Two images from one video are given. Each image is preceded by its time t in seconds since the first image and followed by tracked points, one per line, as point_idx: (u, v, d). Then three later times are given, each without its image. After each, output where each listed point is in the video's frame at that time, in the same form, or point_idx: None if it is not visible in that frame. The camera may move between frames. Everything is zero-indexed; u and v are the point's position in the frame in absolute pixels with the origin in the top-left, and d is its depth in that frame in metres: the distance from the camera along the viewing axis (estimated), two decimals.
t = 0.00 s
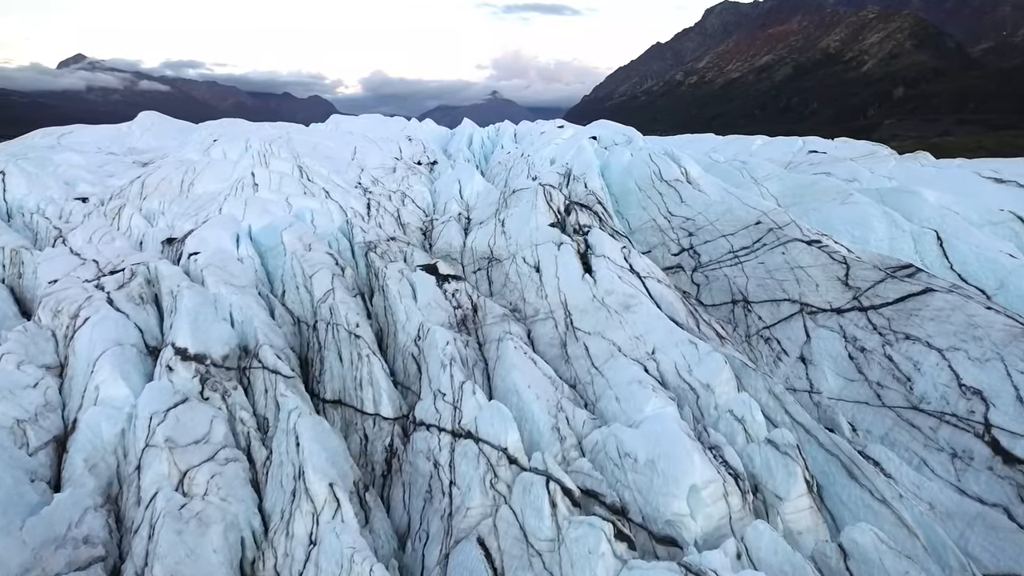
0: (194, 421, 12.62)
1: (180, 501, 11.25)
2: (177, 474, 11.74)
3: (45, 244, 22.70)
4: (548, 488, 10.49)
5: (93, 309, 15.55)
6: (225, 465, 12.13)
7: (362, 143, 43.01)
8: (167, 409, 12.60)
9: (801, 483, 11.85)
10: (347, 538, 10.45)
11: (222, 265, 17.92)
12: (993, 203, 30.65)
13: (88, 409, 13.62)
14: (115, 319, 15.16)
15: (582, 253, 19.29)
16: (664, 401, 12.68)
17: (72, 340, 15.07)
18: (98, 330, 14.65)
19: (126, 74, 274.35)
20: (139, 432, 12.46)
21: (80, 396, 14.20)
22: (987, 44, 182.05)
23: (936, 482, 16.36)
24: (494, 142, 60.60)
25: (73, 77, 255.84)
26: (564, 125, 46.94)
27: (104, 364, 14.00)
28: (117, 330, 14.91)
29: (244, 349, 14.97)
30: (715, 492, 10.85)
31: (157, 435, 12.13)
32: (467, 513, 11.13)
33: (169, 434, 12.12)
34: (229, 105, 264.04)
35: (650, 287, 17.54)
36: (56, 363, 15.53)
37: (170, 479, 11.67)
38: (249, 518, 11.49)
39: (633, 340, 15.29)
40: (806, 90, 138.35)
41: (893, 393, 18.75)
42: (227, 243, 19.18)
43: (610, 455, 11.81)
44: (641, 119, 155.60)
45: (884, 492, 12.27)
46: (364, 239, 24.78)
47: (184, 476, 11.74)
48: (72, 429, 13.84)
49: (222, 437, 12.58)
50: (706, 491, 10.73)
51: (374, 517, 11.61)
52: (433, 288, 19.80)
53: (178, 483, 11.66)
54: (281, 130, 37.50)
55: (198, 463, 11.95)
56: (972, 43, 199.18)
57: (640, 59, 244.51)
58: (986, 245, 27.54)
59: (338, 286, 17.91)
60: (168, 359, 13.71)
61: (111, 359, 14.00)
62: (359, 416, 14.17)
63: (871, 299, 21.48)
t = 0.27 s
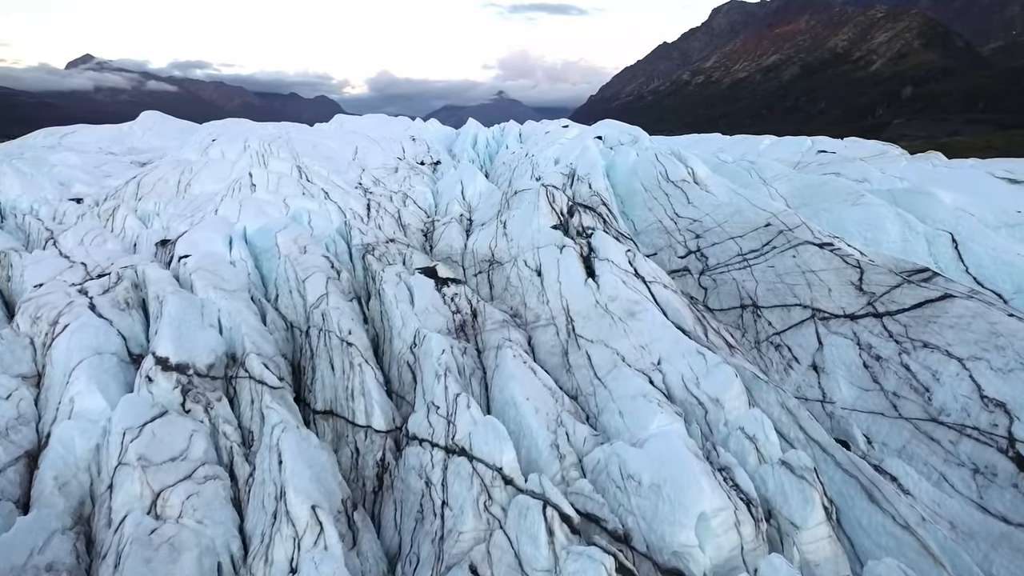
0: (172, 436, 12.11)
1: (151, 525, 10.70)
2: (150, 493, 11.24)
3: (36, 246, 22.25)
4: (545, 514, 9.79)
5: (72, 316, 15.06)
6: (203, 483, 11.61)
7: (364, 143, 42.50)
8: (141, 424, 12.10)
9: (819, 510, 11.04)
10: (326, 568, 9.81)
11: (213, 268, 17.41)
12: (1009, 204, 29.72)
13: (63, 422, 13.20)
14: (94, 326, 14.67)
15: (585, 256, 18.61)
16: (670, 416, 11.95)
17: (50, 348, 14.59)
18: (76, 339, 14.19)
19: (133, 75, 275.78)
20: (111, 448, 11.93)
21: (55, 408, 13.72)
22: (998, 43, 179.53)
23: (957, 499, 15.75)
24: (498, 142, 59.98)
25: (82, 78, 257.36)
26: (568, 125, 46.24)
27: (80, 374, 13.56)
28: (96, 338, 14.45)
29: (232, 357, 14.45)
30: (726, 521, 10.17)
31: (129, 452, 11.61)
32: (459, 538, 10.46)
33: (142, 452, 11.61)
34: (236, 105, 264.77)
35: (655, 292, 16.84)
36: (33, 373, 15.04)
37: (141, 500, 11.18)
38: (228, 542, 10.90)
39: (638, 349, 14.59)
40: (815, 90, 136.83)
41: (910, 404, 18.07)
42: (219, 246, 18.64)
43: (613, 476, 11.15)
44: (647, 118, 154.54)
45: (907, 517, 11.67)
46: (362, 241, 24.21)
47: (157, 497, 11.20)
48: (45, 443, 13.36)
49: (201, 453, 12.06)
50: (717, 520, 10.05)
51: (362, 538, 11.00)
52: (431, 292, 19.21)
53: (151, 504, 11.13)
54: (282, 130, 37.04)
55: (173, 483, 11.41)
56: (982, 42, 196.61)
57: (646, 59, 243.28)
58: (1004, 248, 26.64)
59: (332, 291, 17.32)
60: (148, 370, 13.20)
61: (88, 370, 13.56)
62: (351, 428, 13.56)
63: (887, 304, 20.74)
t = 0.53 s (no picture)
0: (146, 453, 11.55)
1: (118, 552, 10.08)
2: (118, 516, 10.59)
3: (28, 247, 21.83)
4: (540, 544, 9.19)
5: (51, 323, 14.56)
6: (178, 504, 10.99)
7: (366, 143, 41.99)
8: (113, 441, 11.54)
9: (840, 542, 10.29)
10: None
11: (203, 272, 16.87)
12: None
13: (34, 437, 12.65)
14: (72, 335, 14.14)
15: (589, 260, 17.94)
16: (677, 436, 11.26)
17: (26, 357, 14.08)
18: (53, 348, 13.69)
19: (142, 75, 277.40)
20: (81, 467, 11.34)
21: (27, 422, 13.18)
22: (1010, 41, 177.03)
23: (981, 518, 15.07)
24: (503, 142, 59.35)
25: (93, 79, 260.13)
26: (574, 124, 45.52)
27: (53, 387, 12.99)
28: (74, 348, 13.93)
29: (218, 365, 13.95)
30: (738, 555, 9.47)
31: (99, 472, 10.99)
32: (450, 565, 9.78)
33: (112, 472, 11.00)
34: (243, 105, 265.61)
35: (662, 298, 16.13)
36: (9, 383, 14.52)
37: (109, 525, 10.52)
38: (204, 567, 10.33)
39: (642, 359, 13.89)
40: (823, 89, 135.26)
41: (930, 416, 17.39)
42: (211, 249, 18.12)
43: (614, 501, 10.46)
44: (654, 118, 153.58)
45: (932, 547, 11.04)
46: (360, 243, 23.67)
47: (127, 521, 10.57)
48: (15, 459, 12.77)
49: (178, 472, 11.50)
50: (728, 553, 9.36)
51: (349, 562, 10.39)
52: (429, 297, 18.60)
53: (120, 528, 10.50)
54: (282, 130, 36.60)
55: (145, 505, 10.79)
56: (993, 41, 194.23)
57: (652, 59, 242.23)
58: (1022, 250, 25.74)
59: (325, 296, 16.74)
60: (125, 381, 12.67)
61: (62, 382, 13.01)
62: (341, 440, 12.97)
63: (904, 311, 19.97)
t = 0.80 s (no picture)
0: (115, 474, 10.87)
1: None
2: (78, 546, 9.72)
3: (18, 249, 21.34)
4: None
5: (25, 332, 13.96)
6: (146, 531, 10.25)
7: (368, 143, 41.43)
8: (80, 460, 10.82)
9: None
10: None
11: (191, 276, 16.28)
12: None
13: None
14: (44, 344, 13.52)
15: (592, 265, 17.20)
16: (685, 460, 10.49)
17: None
18: (24, 358, 13.05)
19: (150, 76, 278.94)
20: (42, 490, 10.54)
21: None
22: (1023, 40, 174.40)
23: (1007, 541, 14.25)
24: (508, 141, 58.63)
25: (102, 80, 261.89)
26: (579, 124, 44.75)
27: (21, 401, 12.25)
28: (47, 357, 13.31)
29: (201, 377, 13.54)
30: None
31: (59, 496, 10.19)
32: None
33: (74, 496, 10.19)
34: (250, 105, 266.43)
35: (669, 305, 15.39)
36: None
37: (69, 555, 9.64)
38: None
39: (648, 372, 13.15)
40: (833, 88, 133.53)
41: (952, 431, 16.62)
42: (200, 252, 17.53)
43: (616, 532, 9.67)
44: (661, 118, 152.27)
45: None
46: (357, 246, 23.04)
47: (88, 550, 9.70)
48: None
49: (148, 494, 10.82)
50: None
51: None
52: (427, 303, 17.96)
53: (81, 559, 9.63)
54: (283, 129, 36.11)
55: (110, 532, 10.00)
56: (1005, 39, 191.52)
57: (660, 58, 240.55)
58: None
59: (318, 302, 16.10)
60: (98, 395, 12.11)
61: (31, 395, 12.30)
62: (329, 456, 12.31)
63: (923, 318, 19.23)
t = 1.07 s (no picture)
0: (83, 496, 10.48)
1: None
2: (40, 575, 9.23)
3: (11, 251, 20.99)
4: None
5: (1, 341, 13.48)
6: (113, 558, 9.84)
7: (372, 143, 40.92)
8: (50, 480, 10.56)
9: None
10: None
11: (180, 281, 15.76)
12: None
13: None
14: (20, 353, 13.08)
15: (597, 269, 16.51)
16: (696, 486, 9.80)
17: None
18: None
19: (161, 76, 280.95)
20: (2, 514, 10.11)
21: None
22: None
23: None
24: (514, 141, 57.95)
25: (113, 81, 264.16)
26: (586, 123, 43.99)
27: None
28: (22, 368, 12.82)
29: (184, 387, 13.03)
30: None
31: (20, 522, 9.76)
32: None
33: (36, 522, 9.79)
34: (259, 106, 267.63)
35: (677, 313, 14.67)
36: None
37: None
38: None
39: (654, 385, 12.44)
40: (845, 87, 131.68)
41: (976, 446, 15.85)
42: (192, 255, 17.06)
43: (618, 565, 8.95)
44: (670, 118, 150.94)
45: None
46: (356, 249, 22.45)
47: None
48: None
49: (120, 517, 10.42)
50: None
51: None
52: (425, 309, 17.36)
53: None
54: (285, 129, 35.70)
55: (73, 561, 9.59)
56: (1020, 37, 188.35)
57: (668, 58, 238.90)
58: None
59: (311, 308, 15.54)
60: (72, 409, 11.65)
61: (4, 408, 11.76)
62: (318, 472, 11.73)
63: (945, 327, 18.44)
